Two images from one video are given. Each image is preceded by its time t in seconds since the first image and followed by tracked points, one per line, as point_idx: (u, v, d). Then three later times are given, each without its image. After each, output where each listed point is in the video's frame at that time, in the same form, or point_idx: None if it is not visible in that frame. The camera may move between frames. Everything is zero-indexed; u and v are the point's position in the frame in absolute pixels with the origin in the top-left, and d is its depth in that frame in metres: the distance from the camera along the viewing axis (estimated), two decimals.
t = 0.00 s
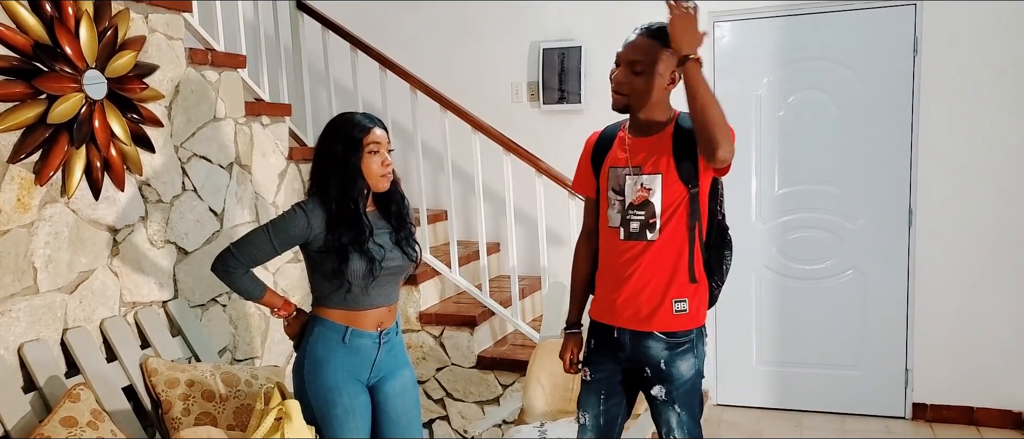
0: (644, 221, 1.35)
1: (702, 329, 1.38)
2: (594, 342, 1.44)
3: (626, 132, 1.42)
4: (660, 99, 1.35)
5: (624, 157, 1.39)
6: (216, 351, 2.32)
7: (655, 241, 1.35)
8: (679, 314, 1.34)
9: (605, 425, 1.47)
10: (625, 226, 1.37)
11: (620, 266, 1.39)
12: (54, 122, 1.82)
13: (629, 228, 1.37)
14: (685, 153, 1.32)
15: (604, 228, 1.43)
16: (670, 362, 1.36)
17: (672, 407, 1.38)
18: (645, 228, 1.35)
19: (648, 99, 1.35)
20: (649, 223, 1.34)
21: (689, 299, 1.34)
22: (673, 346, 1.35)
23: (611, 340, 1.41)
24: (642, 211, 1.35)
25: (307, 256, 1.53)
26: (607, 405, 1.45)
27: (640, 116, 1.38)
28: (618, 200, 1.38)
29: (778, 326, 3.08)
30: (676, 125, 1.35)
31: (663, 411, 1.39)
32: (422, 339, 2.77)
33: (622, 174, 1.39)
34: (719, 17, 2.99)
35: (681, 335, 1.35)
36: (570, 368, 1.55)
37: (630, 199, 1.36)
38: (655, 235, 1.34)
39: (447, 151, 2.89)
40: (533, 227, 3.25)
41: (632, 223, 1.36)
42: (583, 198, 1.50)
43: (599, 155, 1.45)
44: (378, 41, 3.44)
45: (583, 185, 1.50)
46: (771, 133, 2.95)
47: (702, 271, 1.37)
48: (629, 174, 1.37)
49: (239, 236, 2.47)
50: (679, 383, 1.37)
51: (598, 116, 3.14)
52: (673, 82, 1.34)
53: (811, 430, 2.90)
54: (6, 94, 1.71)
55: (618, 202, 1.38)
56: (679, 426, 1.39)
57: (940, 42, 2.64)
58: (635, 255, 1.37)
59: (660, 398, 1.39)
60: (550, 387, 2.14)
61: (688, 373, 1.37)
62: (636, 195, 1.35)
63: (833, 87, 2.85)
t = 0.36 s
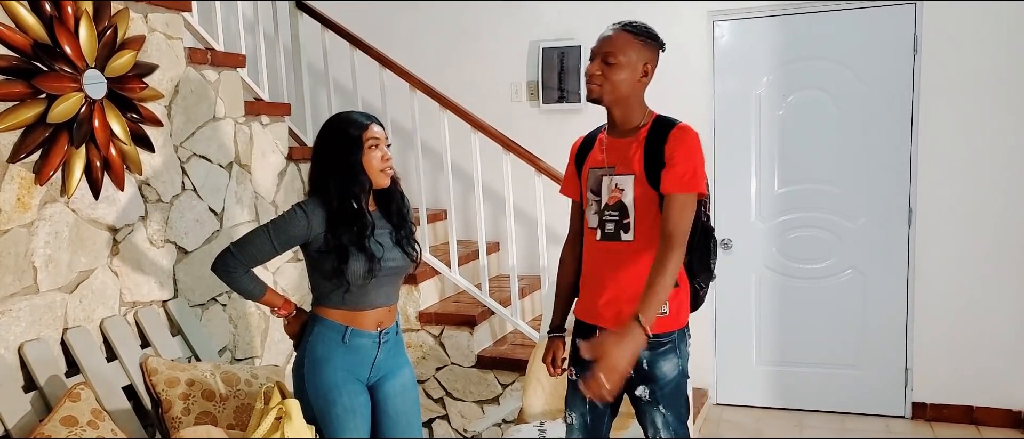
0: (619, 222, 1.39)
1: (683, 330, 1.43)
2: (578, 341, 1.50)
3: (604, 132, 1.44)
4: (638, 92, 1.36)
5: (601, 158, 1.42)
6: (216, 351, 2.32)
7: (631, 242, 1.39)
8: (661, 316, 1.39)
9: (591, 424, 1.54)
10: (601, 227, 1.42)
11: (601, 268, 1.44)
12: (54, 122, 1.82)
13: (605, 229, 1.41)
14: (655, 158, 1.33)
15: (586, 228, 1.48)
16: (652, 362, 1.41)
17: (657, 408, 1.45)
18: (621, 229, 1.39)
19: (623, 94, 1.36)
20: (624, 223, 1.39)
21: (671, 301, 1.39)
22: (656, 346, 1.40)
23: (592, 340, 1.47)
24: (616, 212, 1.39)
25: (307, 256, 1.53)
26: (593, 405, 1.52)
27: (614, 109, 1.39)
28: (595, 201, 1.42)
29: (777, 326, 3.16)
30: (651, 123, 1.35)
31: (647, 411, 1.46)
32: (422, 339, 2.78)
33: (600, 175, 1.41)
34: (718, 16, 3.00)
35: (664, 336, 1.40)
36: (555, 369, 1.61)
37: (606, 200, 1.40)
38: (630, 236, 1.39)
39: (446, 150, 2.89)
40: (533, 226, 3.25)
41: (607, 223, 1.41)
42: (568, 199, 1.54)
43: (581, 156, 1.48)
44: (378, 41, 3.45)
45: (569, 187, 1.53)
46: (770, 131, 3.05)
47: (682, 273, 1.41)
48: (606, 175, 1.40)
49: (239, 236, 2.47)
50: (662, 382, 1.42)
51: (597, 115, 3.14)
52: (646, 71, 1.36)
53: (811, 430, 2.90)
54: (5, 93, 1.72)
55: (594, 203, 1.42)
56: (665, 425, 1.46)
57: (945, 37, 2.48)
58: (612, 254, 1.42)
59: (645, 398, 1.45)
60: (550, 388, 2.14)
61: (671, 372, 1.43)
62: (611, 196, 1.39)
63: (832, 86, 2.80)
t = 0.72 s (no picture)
0: (607, 224, 1.37)
1: (668, 330, 1.38)
2: (570, 339, 1.47)
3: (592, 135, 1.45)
4: (614, 89, 1.37)
5: (590, 161, 1.42)
6: (217, 351, 2.33)
7: (617, 244, 1.36)
8: (647, 316, 1.35)
9: (594, 420, 1.48)
10: (589, 228, 1.39)
11: (588, 269, 1.41)
12: (55, 123, 1.82)
13: (592, 230, 1.39)
14: (645, 159, 1.31)
15: (575, 229, 1.46)
16: (639, 360, 1.36)
17: (644, 407, 1.38)
18: (607, 230, 1.37)
19: (596, 96, 1.37)
20: (611, 225, 1.36)
21: (656, 301, 1.35)
22: (640, 345, 1.35)
23: (581, 337, 1.43)
24: (604, 215, 1.37)
25: (308, 256, 1.53)
26: (591, 400, 1.47)
27: (598, 113, 1.40)
28: (584, 202, 1.41)
29: (778, 325, 3.10)
30: (638, 126, 1.35)
31: (636, 410, 1.40)
32: (423, 339, 2.81)
33: (589, 177, 1.41)
34: (719, 16, 2.98)
35: (648, 334, 1.35)
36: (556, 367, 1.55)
37: (594, 202, 1.39)
38: (616, 237, 1.36)
39: (446, 150, 2.90)
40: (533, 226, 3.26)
41: (594, 225, 1.39)
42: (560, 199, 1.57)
43: (573, 157, 1.50)
44: (378, 42, 3.45)
45: (560, 187, 1.56)
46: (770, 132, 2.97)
47: (668, 274, 1.37)
48: (594, 177, 1.40)
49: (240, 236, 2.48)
50: (649, 381, 1.36)
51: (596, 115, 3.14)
52: (612, 64, 1.36)
53: (811, 429, 2.90)
54: (6, 95, 1.72)
55: (583, 204, 1.42)
56: (653, 425, 1.39)
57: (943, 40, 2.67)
58: (598, 256, 1.39)
59: (633, 397, 1.39)
60: (551, 387, 2.14)
61: (658, 371, 1.36)
62: (599, 199, 1.38)
63: (833, 86, 2.86)
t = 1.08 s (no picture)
0: (612, 222, 1.36)
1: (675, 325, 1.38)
2: (573, 339, 1.47)
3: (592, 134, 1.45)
4: (611, 87, 1.37)
5: (591, 160, 1.42)
6: (218, 351, 2.33)
7: (624, 242, 1.36)
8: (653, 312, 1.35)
9: (599, 419, 1.48)
10: (593, 228, 1.39)
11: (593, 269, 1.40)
12: (55, 123, 1.82)
13: (597, 230, 1.39)
14: (648, 154, 1.32)
15: (578, 229, 1.46)
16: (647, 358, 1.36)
17: (652, 403, 1.38)
18: (613, 229, 1.36)
19: (593, 95, 1.37)
20: (617, 223, 1.36)
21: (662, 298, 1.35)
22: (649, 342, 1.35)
23: (587, 337, 1.43)
24: (609, 213, 1.36)
25: (307, 257, 1.53)
26: (595, 400, 1.46)
27: (597, 112, 1.40)
28: (587, 202, 1.41)
29: (779, 324, 3.10)
30: (638, 123, 1.35)
31: (644, 407, 1.39)
32: (423, 338, 2.81)
33: (591, 176, 1.41)
34: (717, 15, 2.99)
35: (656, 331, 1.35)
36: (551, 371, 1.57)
37: (597, 201, 1.38)
38: (623, 235, 1.36)
39: (446, 149, 2.90)
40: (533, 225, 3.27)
41: (599, 225, 1.38)
42: (557, 203, 1.56)
43: (571, 159, 1.50)
44: (378, 42, 3.45)
45: (556, 191, 1.55)
46: (770, 130, 2.98)
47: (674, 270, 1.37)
48: (597, 176, 1.40)
49: (240, 236, 2.48)
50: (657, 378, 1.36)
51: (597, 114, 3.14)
52: (605, 62, 1.36)
53: (812, 428, 2.90)
54: (6, 95, 1.72)
55: (587, 204, 1.41)
56: (662, 421, 1.39)
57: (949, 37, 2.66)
58: (604, 257, 1.39)
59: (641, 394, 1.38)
60: (552, 385, 2.15)
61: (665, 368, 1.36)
62: (603, 197, 1.37)
63: (834, 85, 2.86)
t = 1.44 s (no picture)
0: (610, 222, 1.37)
1: (675, 326, 1.38)
2: (575, 337, 1.47)
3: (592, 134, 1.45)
4: (610, 86, 1.37)
5: (590, 160, 1.42)
6: (218, 350, 2.33)
7: (622, 242, 1.36)
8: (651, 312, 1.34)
9: (600, 418, 1.48)
10: (592, 228, 1.39)
11: (594, 269, 1.41)
12: (55, 123, 1.82)
13: (596, 230, 1.39)
14: (641, 153, 1.31)
15: (578, 229, 1.47)
16: (646, 358, 1.36)
17: (651, 403, 1.38)
18: (611, 229, 1.37)
19: (591, 93, 1.36)
20: (614, 223, 1.36)
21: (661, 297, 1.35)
22: (647, 343, 1.35)
23: (589, 336, 1.44)
24: (607, 212, 1.37)
25: (307, 256, 1.54)
26: (596, 399, 1.47)
27: (595, 111, 1.39)
28: (586, 202, 1.41)
29: (779, 324, 3.10)
30: (635, 121, 1.35)
31: (643, 406, 1.39)
32: (423, 338, 2.81)
33: (590, 176, 1.41)
34: (718, 14, 2.99)
35: (654, 331, 1.35)
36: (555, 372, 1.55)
37: (596, 201, 1.39)
38: (620, 235, 1.36)
39: (446, 149, 2.89)
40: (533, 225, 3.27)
41: (598, 224, 1.38)
42: (562, 203, 1.57)
43: (572, 159, 1.50)
44: (378, 42, 3.45)
45: (562, 191, 1.56)
46: (771, 129, 2.98)
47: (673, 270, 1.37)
48: (595, 176, 1.40)
49: (240, 235, 2.48)
50: (655, 377, 1.37)
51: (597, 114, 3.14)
52: (603, 61, 1.35)
53: (812, 427, 2.90)
54: (7, 95, 1.72)
55: (585, 204, 1.42)
56: (661, 421, 1.39)
57: (947, 35, 2.65)
58: (603, 257, 1.39)
59: (639, 393, 1.39)
60: (552, 385, 2.14)
61: (664, 368, 1.36)
62: (601, 197, 1.38)
63: (834, 83, 2.85)
